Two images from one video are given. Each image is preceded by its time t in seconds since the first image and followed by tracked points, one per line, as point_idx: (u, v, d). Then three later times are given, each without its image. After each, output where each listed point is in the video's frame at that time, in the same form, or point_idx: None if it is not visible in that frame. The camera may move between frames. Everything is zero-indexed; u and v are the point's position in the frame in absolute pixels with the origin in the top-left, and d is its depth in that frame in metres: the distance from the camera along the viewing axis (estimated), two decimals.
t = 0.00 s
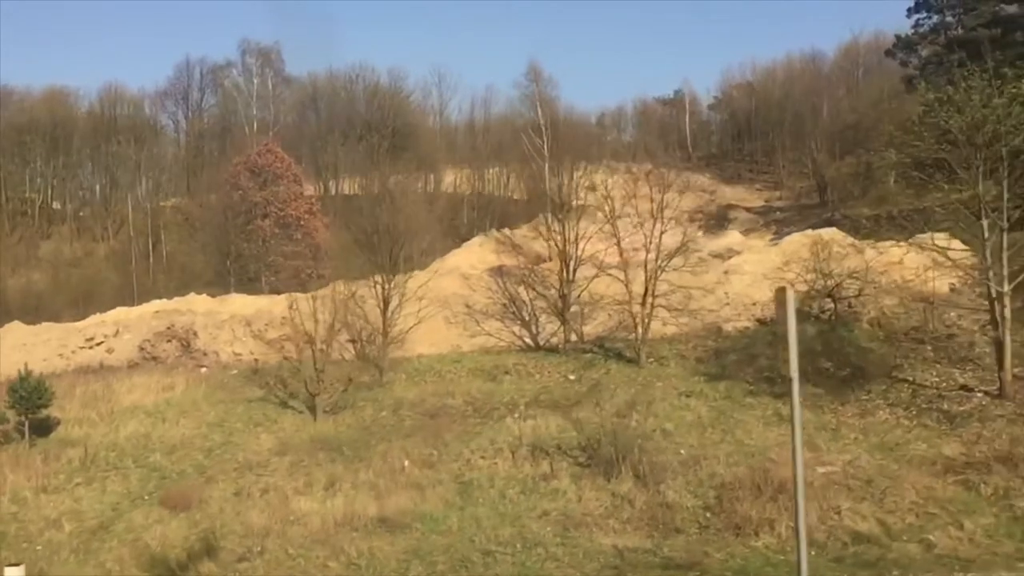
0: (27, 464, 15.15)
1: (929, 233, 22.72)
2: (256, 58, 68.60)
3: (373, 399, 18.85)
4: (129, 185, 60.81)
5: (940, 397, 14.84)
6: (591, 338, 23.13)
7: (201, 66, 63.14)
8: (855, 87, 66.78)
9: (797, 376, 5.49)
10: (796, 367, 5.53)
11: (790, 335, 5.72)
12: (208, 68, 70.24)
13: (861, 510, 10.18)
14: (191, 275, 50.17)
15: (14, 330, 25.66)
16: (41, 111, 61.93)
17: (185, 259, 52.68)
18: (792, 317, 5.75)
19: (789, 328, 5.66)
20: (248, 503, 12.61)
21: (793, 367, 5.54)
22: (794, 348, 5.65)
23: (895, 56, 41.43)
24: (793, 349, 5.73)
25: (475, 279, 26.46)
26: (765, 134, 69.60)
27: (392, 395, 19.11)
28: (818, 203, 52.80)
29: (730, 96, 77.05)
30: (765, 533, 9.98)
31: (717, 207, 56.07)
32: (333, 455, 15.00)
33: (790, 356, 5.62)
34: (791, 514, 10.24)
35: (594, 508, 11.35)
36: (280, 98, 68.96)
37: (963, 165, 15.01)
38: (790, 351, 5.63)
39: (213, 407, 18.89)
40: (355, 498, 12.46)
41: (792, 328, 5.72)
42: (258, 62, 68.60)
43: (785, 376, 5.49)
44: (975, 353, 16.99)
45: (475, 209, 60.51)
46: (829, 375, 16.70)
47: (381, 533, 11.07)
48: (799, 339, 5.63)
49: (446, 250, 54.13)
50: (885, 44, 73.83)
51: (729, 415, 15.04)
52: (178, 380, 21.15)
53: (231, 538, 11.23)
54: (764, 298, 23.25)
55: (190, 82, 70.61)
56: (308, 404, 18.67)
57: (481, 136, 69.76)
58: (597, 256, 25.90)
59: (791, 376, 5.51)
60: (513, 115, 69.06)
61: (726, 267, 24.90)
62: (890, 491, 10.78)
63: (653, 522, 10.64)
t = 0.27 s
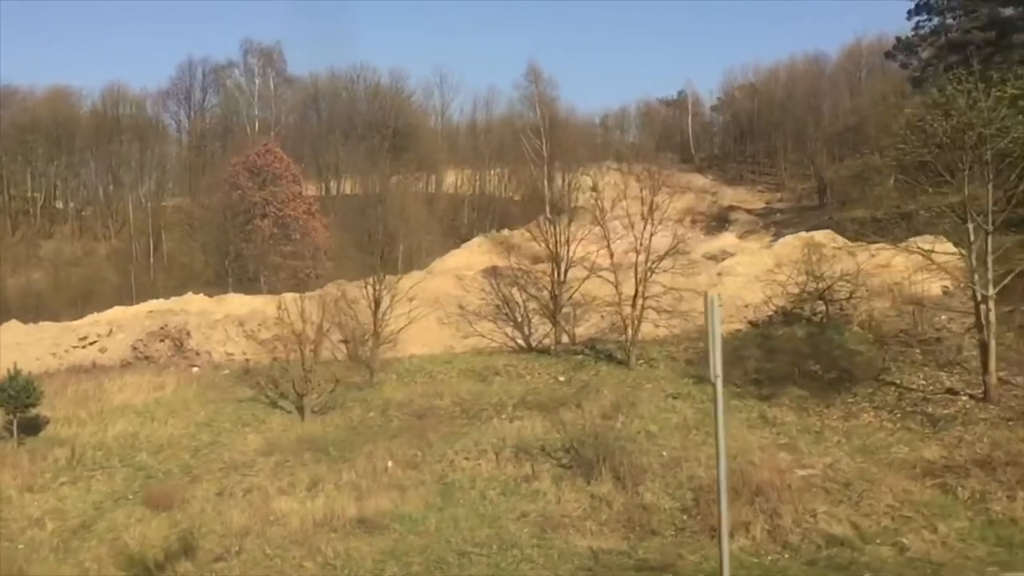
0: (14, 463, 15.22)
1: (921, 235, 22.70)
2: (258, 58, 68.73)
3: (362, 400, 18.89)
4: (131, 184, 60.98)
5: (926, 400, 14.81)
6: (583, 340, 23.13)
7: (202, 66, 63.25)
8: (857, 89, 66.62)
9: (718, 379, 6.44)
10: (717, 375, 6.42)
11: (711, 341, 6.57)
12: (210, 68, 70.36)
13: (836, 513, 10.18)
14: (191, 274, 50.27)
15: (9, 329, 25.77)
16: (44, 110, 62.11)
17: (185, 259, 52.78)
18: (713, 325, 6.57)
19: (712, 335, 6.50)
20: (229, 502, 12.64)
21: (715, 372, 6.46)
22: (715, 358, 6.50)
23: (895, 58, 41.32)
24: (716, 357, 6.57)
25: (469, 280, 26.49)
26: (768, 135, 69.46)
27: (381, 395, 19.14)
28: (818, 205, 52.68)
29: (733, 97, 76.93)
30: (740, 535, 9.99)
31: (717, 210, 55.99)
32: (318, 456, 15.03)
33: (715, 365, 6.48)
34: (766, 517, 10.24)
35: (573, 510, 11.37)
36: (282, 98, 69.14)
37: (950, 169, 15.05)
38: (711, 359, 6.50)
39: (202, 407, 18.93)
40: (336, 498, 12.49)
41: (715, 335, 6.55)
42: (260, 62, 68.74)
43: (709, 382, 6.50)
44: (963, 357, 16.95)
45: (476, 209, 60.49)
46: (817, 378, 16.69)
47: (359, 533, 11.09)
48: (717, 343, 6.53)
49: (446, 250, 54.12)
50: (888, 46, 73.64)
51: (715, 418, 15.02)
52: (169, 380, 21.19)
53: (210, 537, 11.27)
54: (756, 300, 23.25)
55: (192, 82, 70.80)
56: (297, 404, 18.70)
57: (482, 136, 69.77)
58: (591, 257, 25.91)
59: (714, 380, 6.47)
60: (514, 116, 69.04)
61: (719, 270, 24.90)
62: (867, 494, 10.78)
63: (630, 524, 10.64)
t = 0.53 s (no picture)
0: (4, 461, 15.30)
1: (916, 238, 22.69)
2: (263, 57, 68.76)
3: (354, 400, 18.96)
4: (134, 183, 61.17)
5: (913, 404, 14.79)
6: (577, 341, 23.15)
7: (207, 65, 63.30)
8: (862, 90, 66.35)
9: (644, 383, 6.99)
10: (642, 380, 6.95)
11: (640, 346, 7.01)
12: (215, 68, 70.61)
13: (813, 517, 10.20)
14: (193, 274, 50.43)
15: (6, 327, 25.91)
16: (49, 110, 62.30)
17: (187, 258, 52.92)
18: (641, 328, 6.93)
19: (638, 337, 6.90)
20: (214, 502, 12.69)
21: (642, 375, 7.00)
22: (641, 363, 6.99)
23: (898, 59, 41.14)
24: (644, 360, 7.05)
25: (465, 280, 26.52)
26: (772, 137, 69.25)
27: (373, 396, 19.20)
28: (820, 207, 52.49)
29: (738, 98, 76.74)
30: (717, 538, 10.01)
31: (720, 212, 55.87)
32: (306, 456, 15.06)
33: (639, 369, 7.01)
34: (744, 519, 10.26)
35: (553, 511, 11.40)
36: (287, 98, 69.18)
37: (938, 172, 15.10)
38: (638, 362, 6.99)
39: (194, 406, 19.00)
40: (320, 498, 12.53)
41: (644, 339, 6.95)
42: (264, 62, 68.75)
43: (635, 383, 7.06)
44: (953, 360, 16.92)
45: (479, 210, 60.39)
46: (806, 380, 16.69)
47: (340, 534, 11.10)
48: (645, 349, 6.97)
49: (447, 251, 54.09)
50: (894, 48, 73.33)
51: (702, 420, 15.02)
52: (163, 379, 21.27)
53: (192, 536, 11.33)
54: (751, 302, 23.23)
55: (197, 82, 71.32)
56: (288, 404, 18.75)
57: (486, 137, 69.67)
58: (585, 258, 25.95)
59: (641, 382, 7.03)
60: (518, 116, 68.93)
61: (713, 271, 24.90)
62: (846, 497, 10.78)
63: (608, 526, 10.66)
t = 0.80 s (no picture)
0: None
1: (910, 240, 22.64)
2: (267, 57, 68.59)
3: (345, 400, 19.00)
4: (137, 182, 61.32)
5: (900, 407, 14.76)
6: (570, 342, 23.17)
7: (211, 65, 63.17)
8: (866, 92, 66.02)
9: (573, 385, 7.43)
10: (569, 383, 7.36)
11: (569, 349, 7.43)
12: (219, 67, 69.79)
13: (790, 519, 10.20)
14: (194, 273, 50.54)
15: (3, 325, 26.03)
16: (53, 108, 62.50)
17: (189, 258, 53.04)
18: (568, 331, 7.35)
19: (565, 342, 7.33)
20: (197, 501, 12.74)
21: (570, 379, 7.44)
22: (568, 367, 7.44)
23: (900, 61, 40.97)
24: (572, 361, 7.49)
25: (460, 281, 26.53)
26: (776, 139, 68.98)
27: (364, 396, 19.23)
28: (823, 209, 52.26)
29: (743, 99, 76.47)
30: (693, 540, 10.02)
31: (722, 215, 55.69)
32: (293, 455, 15.10)
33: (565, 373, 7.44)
34: (720, 521, 10.27)
35: (533, 512, 11.41)
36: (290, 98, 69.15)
37: (925, 176, 15.13)
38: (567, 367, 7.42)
39: (186, 405, 19.08)
40: (302, 498, 12.57)
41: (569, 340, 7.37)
42: (268, 62, 68.54)
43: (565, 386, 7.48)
44: (942, 362, 16.89)
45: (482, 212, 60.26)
46: (794, 383, 16.68)
47: (320, 534, 11.13)
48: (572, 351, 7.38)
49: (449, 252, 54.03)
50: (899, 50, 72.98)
51: (688, 422, 15.03)
52: (156, 378, 21.34)
53: (173, 535, 11.38)
54: (745, 304, 23.22)
55: (200, 82, 70.23)
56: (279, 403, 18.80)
57: (489, 137, 69.58)
58: (580, 259, 25.96)
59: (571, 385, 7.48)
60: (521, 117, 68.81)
61: (708, 273, 24.90)
62: (824, 500, 10.78)
63: (586, 527, 10.68)
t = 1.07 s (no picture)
0: None
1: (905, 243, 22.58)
2: (272, 58, 68.89)
3: (337, 401, 19.04)
4: (142, 182, 61.59)
5: (888, 411, 14.74)
6: (565, 344, 23.18)
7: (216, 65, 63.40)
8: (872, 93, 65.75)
9: (502, 389, 6.42)
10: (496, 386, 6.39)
11: (498, 349, 6.49)
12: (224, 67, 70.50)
13: (768, 522, 10.19)
14: (197, 273, 50.68)
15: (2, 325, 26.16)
16: (59, 108, 62.85)
17: (192, 257, 53.19)
18: (496, 333, 6.48)
19: (494, 347, 6.45)
20: (183, 500, 12.79)
21: (499, 382, 6.43)
22: (493, 370, 6.43)
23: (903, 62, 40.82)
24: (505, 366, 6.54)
25: (456, 283, 26.53)
26: (781, 140, 68.77)
27: (356, 397, 19.26)
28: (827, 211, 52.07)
29: (748, 100, 76.26)
30: (671, 542, 10.04)
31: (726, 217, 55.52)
32: (282, 456, 15.14)
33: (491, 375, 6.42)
34: (699, 524, 10.27)
35: (515, 513, 11.42)
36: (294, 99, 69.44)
37: (913, 179, 15.25)
38: (496, 370, 6.44)
39: (179, 405, 19.15)
40: (286, 498, 12.61)
41: (494, 343, 6.47)
42: (273, 62, 68.84)
43: (493, 392, 6.46)
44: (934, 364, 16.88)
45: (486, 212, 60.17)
46: (784, 385, 16.66)
47: (301, 534, 11.15)
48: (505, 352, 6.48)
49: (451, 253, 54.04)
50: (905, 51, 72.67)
51: (677, 424, 15.02)
52: (151, 378, 21.42)
53: (156, 535, 11.44)
54: (740, 307, 23.20)
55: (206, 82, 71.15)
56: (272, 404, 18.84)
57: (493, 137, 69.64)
58: (576, 261, 25.95)
59: (498, 390, 6.46)
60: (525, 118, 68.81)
61: (704, 276, 24.89)
62: (804, 503, 10.78)
63: (566, 529, 10.69)
